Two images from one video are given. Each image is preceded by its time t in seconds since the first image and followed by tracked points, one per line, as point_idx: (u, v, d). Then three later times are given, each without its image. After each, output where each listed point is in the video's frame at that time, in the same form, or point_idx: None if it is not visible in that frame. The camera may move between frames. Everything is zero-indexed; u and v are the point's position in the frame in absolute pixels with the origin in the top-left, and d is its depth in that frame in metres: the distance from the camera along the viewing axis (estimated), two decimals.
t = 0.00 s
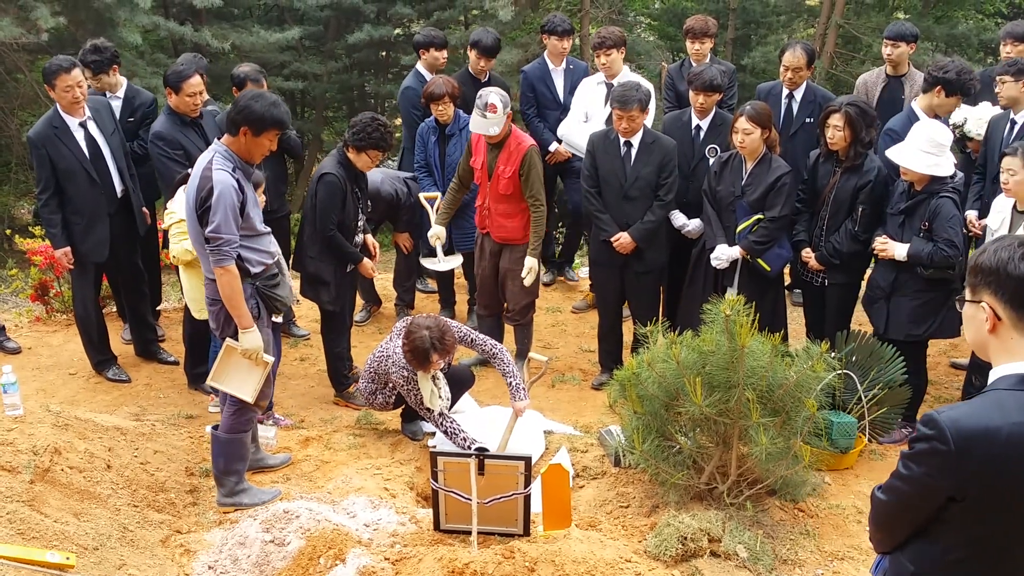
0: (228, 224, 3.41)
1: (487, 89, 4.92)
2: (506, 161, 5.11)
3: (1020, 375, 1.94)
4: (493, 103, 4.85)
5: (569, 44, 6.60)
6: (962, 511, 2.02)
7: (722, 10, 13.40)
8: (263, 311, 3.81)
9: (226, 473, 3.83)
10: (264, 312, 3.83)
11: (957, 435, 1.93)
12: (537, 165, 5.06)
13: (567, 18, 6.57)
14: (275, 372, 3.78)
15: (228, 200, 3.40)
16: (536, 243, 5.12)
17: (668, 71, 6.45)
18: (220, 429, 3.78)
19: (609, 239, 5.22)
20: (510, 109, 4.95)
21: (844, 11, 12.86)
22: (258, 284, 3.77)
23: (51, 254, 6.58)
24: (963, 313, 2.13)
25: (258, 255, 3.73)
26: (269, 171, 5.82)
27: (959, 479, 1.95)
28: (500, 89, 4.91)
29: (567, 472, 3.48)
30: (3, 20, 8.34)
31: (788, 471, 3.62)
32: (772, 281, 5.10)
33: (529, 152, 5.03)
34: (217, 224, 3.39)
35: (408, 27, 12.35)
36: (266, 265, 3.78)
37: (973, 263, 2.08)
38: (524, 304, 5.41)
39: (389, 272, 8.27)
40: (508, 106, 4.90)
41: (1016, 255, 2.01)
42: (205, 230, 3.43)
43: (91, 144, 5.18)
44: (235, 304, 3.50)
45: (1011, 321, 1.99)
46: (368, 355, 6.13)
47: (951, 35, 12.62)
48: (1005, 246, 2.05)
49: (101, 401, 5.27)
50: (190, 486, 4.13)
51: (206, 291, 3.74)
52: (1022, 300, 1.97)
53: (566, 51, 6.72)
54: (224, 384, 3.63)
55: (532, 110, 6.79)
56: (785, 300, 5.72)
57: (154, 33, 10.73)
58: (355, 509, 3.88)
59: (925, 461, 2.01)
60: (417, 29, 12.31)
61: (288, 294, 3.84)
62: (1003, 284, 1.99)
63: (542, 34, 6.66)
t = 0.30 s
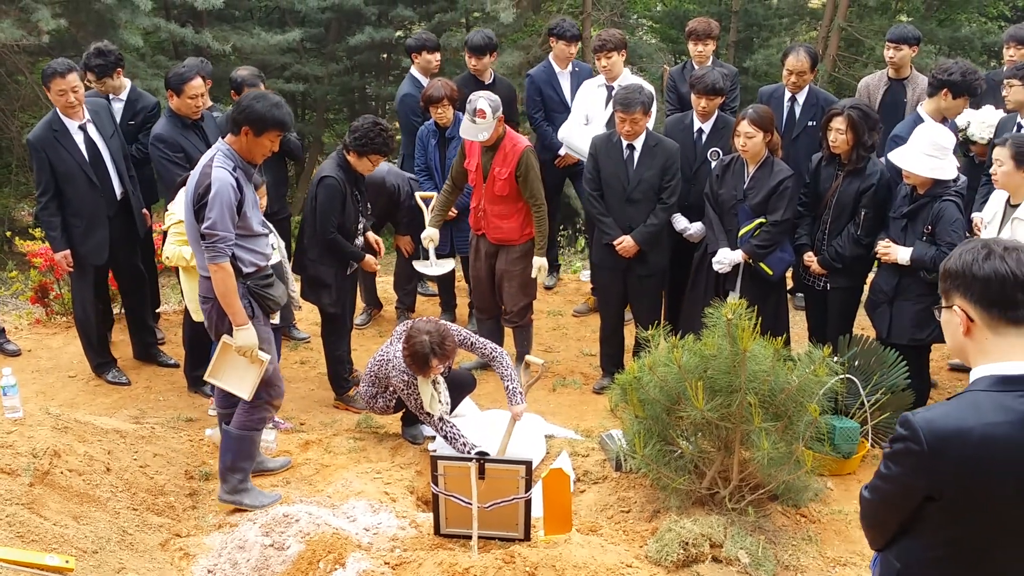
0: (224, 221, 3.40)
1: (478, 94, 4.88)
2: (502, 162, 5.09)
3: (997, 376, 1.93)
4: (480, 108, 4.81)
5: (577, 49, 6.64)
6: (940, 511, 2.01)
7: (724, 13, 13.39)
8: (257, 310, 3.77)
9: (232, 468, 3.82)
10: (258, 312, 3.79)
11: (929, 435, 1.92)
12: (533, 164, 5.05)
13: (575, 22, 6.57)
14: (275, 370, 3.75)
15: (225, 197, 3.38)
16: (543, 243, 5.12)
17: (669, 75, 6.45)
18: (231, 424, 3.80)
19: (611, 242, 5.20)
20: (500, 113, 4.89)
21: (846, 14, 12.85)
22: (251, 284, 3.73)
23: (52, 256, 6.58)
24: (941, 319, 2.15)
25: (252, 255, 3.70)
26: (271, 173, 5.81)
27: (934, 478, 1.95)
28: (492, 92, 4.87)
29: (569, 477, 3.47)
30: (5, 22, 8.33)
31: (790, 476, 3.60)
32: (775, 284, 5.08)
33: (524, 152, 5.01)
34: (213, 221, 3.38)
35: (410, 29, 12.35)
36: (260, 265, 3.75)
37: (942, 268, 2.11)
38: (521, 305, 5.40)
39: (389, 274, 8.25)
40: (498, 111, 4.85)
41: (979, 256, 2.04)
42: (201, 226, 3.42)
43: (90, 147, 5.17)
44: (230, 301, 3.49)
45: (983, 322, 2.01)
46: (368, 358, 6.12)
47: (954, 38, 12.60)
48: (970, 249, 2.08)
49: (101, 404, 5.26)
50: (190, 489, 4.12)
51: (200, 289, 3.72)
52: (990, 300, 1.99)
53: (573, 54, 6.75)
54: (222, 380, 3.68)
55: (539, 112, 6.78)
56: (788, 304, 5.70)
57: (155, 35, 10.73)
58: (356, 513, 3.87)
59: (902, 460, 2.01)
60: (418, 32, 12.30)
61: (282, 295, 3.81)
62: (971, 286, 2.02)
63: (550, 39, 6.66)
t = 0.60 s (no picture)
0: (225, 225, 3.42)
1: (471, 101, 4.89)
2: (496, 166, 5.11)
3: (957, 374, 2.03)
4: (474, 116, 4.83)
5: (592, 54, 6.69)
6: (903, 508, 2.10)
7: (726, 17, 13.42)
8: (255, 314, 3.79)
9: (234, 471, 3.88)
10: (257, 315, 3.81)
11: (890, 433, 2.01)
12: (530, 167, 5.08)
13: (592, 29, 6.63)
14: (270, 374, 3.78)
15: (226, 201, 3.40)
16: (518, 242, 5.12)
17: (669, 78, 6.46)
18: (231, 428, 3.85)
19: (612, 244, 5.21)
20: (493, 120, 4.91)
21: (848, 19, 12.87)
22: (251, 288, 3.75)
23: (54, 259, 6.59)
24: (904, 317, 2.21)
25: (253, 258, 3.72)
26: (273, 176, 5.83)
27: (895, 475, 2.04)
28: (485, 98, 4.87)
29: (570, 479, 3.48)
30: (9, 26, 8.37)
31: (790, 479, 3.61)
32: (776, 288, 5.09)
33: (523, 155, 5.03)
34: (214, 224, 3.40)
35: (412, 33, 12.39)
36: (261, 268, 3.77)
37: (903, 269, 2.16)
38: (520, 307, 5.40)
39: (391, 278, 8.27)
40: (492, 117, 4.86)
41: (940, 258, 2.10)
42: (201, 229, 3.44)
43: (91, 151, 5.19)
44: (228, 304, 3.51)
45: (944, 321, 2.07)
46: (370, 361, 6.13)
47: (955, 43, 12.63)
48: (931, 250, 2.13)
49: (103, 406, 5.27)
50: (192, 492, 4.13)
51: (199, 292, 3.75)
52: (950, 301, 2.05)
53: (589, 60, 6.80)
54: (213, 382, 3.69)
55: (554, 118, 6.89)
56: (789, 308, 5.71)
57: (159, 39, 10.77)
58: (357, 516, 3.88)
59: (866, 460, 2.10)
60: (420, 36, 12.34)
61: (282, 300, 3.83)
62: (932, 288, 2.07)
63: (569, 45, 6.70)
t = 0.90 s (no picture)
0: (223, 230, 3.42)
1: (453, 113, 4.86)
2: (482, 174, 5.07)
3: (936, 373, 2.03)
4: (455, 129, 4.81)
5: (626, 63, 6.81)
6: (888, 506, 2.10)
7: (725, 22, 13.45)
8: (259, 317, 3.81)
9: (233, 475, 3.88)
10: (259, 318, 3.83)
11: (872, 435, 2.01)
12: (515, 173, 5.03)
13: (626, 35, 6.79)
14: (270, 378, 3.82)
15: (224, 205, 3.40)
16: (493, 247, 5.10)
17: (669, 82, 6.48)
18: (222, 434, 3.83)
19: (613, 248, 5.21)
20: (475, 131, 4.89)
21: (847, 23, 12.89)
22: (253, 290, 3.77)
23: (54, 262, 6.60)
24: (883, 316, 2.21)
25: (254, 261, 3.72)
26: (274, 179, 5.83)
27: (879, 475, 2.04)
28: (466, 110, 4.84)
29: (569, 483, 3.48)
30: (11, 30, 8.38)
31: (790, 484, 3.61)
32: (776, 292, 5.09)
33: (506, 161, 4.99)
34: (212, 229, 3.40)
35: (413, 38, 12.42)
36: (263, 271, 3.78)
37: (882, 269, 2.15)
38: (516, 310, 5.42)
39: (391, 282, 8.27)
40: (473, 128, 4.84)
41: (918, 259, 2.09)
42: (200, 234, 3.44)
43: (90, 155, 5.19)
44: (232, 309, 3.51)
45: (922, 321, 2.07)
46: (370, 364, 6.13)
47: (954, 47, 12.65)
48: (909, 251, 2.13)
49: (103, 410, 5.27)
50: (192, 496, 4.13)
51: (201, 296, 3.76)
52: (928, 302, 2.05)
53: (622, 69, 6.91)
54: (223, 391, 3.68)
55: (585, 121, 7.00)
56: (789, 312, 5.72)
57: (160, 43, 10.80)
58: (357, 520, 3.87)
59: (850, 460, 2.10)
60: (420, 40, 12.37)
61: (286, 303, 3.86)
62: (910, 288, 2.07)
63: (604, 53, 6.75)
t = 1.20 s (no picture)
0: (223, 233, 3.42)
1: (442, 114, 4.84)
2: (476, 174, 5.06)
3: (954, 373, 2.03)
4: (445, 130, 4.79)
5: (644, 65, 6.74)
6: (908, 507, 2.09)
7: (726, 24, 13.46)
8: (258, 321, 3.81)
9: (232, 477, 3.87)
10: (258, 322, 3.83)
11: (898, 436, 1.99)
12: (506, 174, 5.02)
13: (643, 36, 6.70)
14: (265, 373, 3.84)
15: (223, 208, 3.40)
16: (483, 248, 5.07)
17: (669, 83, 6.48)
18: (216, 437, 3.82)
19: (613, 250, 5.21)
20: (466, 132, 4.86)
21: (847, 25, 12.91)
22: (253, 294, 3.77)
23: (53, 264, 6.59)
24: (897, 315, 2.21)
25: (254, 264, 3.72)
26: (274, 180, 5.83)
27: (903, 476, 2.02)
28: (456, 110, 4.81)
29: (569, 485, 3.48)
30: (12, 31, 8.39)
31: (790, 486, 3.60)
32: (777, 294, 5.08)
33: (498, 162, 4.98)
34: (212, 233, 3.40)
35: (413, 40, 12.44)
36: (263, 274, 3.78)
37: (899, 269, 2.15)
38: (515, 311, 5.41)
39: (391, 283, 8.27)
40: (463, 129, 4.82)
41: (937, 259, 2.09)
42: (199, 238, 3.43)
43: (90, 157, 5.19)
44: (231, 312, 3.50)
45: (938, 321, 2.08)
46: (369, 366, 6.12)
47: (954, 50, 12.66)
48: (926, 251, 2.13)
49: (102, 411, 5.27)
50: (191, 497, 4.12)
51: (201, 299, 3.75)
52: (946, 302, 2.05)
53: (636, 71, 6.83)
54: (222, 395, 3.66)
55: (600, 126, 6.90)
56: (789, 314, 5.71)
57: (161, 45, 10.81)
58: (356, 522, 3.87)
59: (872, 462, 2.07)
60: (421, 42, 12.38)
61: (286, 306, 3.86)
62: (928, 288, 2.07)
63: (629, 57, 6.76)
